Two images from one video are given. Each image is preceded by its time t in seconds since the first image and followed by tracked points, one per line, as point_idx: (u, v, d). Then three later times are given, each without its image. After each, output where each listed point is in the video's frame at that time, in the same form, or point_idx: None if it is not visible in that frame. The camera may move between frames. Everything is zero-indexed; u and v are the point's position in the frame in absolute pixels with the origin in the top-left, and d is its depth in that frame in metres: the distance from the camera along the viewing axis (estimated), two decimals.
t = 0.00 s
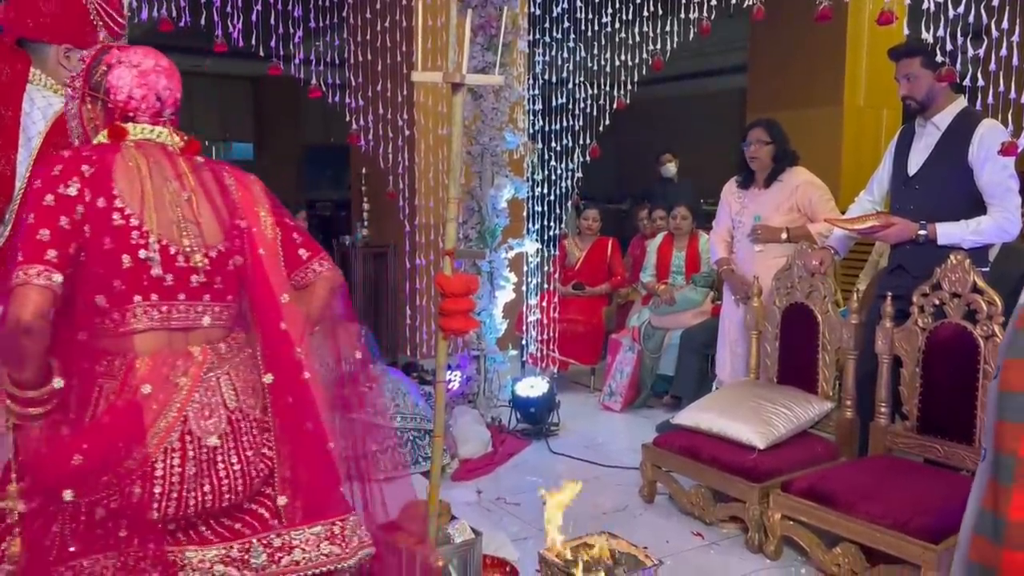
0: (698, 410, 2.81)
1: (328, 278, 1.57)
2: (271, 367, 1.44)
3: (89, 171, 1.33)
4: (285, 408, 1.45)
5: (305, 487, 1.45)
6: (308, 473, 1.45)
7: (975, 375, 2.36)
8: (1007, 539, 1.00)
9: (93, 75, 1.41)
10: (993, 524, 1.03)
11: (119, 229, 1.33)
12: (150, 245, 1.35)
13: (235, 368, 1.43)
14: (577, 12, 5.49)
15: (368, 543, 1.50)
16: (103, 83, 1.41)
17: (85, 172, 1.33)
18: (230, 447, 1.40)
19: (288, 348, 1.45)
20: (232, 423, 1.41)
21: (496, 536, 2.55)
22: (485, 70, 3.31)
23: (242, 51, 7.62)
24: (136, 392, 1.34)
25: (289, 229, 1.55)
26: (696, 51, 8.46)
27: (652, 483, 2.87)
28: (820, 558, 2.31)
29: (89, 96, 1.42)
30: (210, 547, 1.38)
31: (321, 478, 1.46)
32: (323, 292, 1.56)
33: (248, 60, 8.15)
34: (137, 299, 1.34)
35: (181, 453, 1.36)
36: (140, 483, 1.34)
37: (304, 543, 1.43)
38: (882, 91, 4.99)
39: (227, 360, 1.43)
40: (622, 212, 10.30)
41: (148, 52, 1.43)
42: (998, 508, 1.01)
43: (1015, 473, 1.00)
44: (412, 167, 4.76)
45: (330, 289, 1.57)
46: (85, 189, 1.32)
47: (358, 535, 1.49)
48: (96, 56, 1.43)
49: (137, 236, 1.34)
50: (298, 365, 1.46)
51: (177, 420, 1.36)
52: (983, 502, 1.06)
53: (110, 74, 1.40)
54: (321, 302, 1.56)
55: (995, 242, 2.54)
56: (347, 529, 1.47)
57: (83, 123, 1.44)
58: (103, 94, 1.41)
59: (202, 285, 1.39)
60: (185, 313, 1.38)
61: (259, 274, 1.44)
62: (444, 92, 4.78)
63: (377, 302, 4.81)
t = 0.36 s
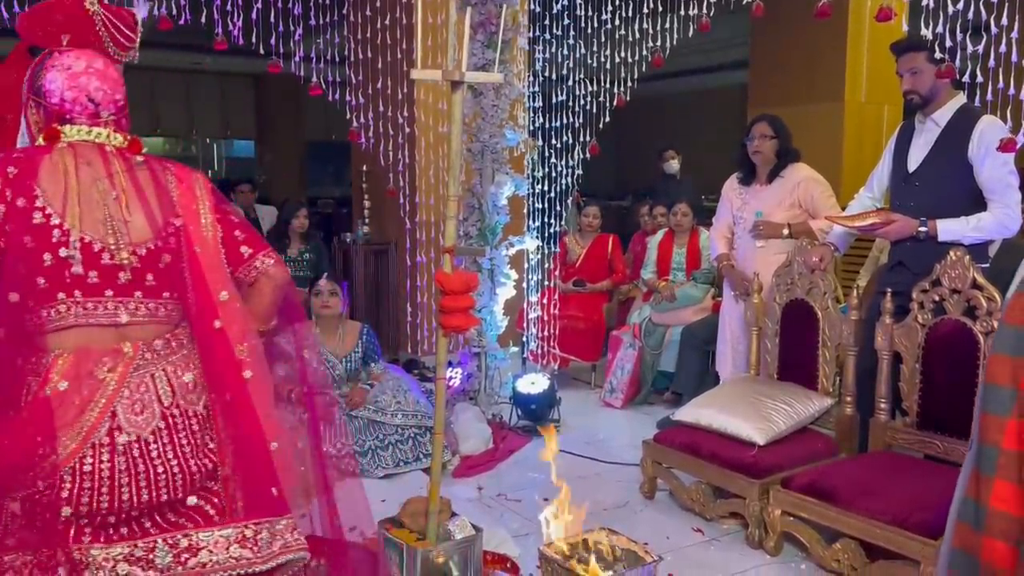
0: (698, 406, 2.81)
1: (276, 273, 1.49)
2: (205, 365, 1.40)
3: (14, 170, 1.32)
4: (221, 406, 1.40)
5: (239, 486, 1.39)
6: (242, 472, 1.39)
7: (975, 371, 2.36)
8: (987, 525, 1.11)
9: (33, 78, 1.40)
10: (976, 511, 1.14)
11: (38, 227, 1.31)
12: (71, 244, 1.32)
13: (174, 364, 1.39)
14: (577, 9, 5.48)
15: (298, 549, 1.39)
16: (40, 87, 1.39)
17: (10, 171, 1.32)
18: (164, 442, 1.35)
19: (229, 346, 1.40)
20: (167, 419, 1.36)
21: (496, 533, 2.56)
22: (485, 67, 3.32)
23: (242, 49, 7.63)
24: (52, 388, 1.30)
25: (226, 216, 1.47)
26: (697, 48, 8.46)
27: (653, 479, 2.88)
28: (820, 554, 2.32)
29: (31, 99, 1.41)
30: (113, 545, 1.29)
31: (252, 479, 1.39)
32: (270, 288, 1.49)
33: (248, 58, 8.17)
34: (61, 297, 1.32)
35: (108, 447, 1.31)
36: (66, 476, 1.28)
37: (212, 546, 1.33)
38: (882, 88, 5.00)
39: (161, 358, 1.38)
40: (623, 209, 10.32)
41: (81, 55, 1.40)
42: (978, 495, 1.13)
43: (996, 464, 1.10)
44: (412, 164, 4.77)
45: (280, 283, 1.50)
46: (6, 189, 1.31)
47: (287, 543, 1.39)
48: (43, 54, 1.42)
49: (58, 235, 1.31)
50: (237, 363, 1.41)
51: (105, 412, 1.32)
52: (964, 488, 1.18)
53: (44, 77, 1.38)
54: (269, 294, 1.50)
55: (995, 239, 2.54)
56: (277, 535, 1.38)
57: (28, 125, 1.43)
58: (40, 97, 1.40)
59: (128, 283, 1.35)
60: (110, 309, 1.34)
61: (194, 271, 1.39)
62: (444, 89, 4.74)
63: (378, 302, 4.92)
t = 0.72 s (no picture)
0: (698, 404, 2.82)
1: (245, 278, 1.57)
2: (164, 365, 1.52)
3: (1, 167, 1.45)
4: (176, 408, 1.52)
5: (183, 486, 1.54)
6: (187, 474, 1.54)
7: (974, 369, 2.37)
8: (994, 527, 0.95)
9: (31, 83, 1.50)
10: (982, 513, 0.97)
11: (15, 221, 1.44)
12: (43, 238, 1.44)
13: (138, 360, 1.51)
14: (577, 8, 5.49)
15: (223, 555, 1.56)
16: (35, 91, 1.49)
17: None
18: (123, 436, 1.48)
19: (191, 352, 1.53)
20: (128, 412, 1.49)
21: (497, 531, 2.57)
22: (485, 67, 3.33)
23: (242, 48, 7.62)
24: (8, 374, 1.44)
25: (201, 219, 1.56)
26: (697, 46, 8.45)
27: (653, 477, 2.89)
28: (819, 552, 2.33)
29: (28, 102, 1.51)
30: (48, 530, 1.44)
31: (197, 482, 1.53)
32: (237, 294, 1.58)
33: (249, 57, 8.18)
34: (30, 288, 1.45)
35: (65, 434, 1.45)
36: (24, 461, 1.44)
37: (139, 541, 1.47)
38: (883, 85, 5.00)
39: (124, 354, 1.50)
40: (624, 207, 10.31)
41: (74, 63, 1.49)
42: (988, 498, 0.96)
43: (1004, 466, 0.94)
44: (412, 163, 4.78)
45: (246, 290, 1.58)
46: None
47: (215, 548, 1.55)
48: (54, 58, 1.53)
49: (32, 229, 1.44)
50: (195, 367, 1.53)
51: (64, 402, 1.45)
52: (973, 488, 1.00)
53: (38, 82, 1.48)
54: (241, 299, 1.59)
55: (995, 237, 2.54)
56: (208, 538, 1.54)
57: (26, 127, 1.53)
58: (34, 100, 1.49)
59: (99, 279, 1.47)
60: (76, 301, 1.46)
61: (165, 275, 1.51)
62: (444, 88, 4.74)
63: (378, 301, 4.98)
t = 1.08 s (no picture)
0: (698, 403, 2.82)
1: (208, 277, 1.55)
2: (129, 361, 1.50)
3: None
4: (137, 399, 1.51)
5: (144, 476, 1.52)
6: (148, 465, 1.52)
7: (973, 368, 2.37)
8: (1011, 531, 0.86)
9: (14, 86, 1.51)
10: (1000, 518, 0.88)
11: None
12: (11, 234, 1.43)
13: (101, 355, 1.49)
14: (577, 8, 5.48)
15: (181, 544, 1.52)
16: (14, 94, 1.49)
17: None
18: (83, 427, 1.46)
19: (155, 344, 1.52)
20: (89, 405, 1.47)
21: (497, 530, 2.57)
22: (485, 67, 3.33)
23: (242, 48, 7.63)
24: None
25: (170, 218, 1.54)
26: (696, 46, 8.46)
27: (652, 477, 2.89)
28: (819, 551, 2.33)
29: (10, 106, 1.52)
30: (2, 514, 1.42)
31: (159, 474, 1.52)
32: (201, 293, 1.55)
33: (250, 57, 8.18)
34: None
35: (24, 424, 1.43)
36: None
37: (91, 528, 1.44)
38: (884, 84, 4.99)
39: (89, 348, 1.48)
40: (624, 207, 10.32)
41: (52, 68, 1.48)
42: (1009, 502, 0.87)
43: None
44: (412, 163, 4.79)
45: (209, 290, 1.55)
46: None
47: (171, 537, 1.51)
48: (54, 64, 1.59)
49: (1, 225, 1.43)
50: (160, 363, 1.52)
51: (25, 394, 1.44)
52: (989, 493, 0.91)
53: (19, 86, 1.48)
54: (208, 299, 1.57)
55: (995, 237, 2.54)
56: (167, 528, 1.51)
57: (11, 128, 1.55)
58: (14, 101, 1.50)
59: (65, 275, 1.46)
60: (42, 296, 1.45)
61: (131, 272, 1.49)
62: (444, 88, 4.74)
63: (378, 300, 4.98)
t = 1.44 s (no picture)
0: (699, 403, 2.82)
1: (121, 270, 1.50)
2: (49, 354, 1.48)
3: None
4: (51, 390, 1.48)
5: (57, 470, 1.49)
6: (64, 458, 1.49)
7: (975, 368, 2.37)
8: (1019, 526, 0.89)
9: None
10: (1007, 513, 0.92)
11: None
12: None
13: (23, 350, 1.46)
14: (578, 7, 5.48)
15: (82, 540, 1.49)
16: None
17: None
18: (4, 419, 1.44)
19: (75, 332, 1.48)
20: (9, 398, 1.44)
21: (498, 528, 2.57)
22: (486, 66, 3.33)
23: (244, 47, 7.64)
24: None
25: (90, 210, 1.48)
26: (697, 45, 8.45)
27: (653, 476, 2.89)
28: (819, 550, 2.33)
29: None
30: None
31: (77, 468, 1.50)
32: (117, 286, 1.50)
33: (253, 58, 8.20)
34: None
35: None
36: None
37: None
38: (886, 83, 4.99)
39: (12, 343, 1.45)
40: (626, 207, 10.33)
41: None
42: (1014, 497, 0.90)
43: None
44: (414, 162, 4.80)
45: (124, 283, 1.50)
46: None
47: (69, 530, 1.48)
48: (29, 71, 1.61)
49: None
50: (79, 357, 1.48)
51: None
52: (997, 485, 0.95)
53: None
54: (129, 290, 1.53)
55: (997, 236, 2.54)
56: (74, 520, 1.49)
57: None
58: None
59: None
60: None
61: (49, 264, 1.46)
62: (446, 87, 4.73)
63: (380, 300, 4.90)
